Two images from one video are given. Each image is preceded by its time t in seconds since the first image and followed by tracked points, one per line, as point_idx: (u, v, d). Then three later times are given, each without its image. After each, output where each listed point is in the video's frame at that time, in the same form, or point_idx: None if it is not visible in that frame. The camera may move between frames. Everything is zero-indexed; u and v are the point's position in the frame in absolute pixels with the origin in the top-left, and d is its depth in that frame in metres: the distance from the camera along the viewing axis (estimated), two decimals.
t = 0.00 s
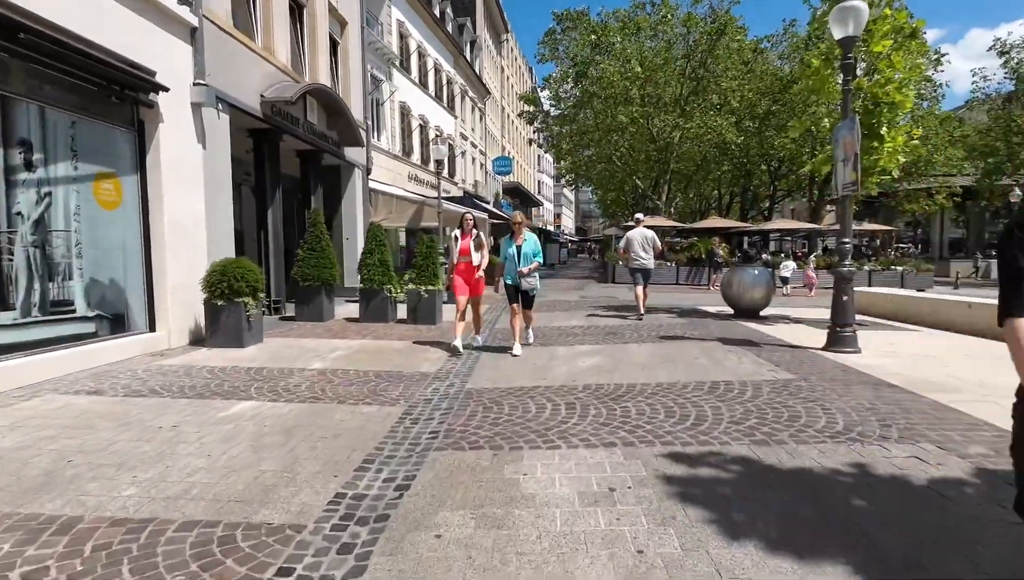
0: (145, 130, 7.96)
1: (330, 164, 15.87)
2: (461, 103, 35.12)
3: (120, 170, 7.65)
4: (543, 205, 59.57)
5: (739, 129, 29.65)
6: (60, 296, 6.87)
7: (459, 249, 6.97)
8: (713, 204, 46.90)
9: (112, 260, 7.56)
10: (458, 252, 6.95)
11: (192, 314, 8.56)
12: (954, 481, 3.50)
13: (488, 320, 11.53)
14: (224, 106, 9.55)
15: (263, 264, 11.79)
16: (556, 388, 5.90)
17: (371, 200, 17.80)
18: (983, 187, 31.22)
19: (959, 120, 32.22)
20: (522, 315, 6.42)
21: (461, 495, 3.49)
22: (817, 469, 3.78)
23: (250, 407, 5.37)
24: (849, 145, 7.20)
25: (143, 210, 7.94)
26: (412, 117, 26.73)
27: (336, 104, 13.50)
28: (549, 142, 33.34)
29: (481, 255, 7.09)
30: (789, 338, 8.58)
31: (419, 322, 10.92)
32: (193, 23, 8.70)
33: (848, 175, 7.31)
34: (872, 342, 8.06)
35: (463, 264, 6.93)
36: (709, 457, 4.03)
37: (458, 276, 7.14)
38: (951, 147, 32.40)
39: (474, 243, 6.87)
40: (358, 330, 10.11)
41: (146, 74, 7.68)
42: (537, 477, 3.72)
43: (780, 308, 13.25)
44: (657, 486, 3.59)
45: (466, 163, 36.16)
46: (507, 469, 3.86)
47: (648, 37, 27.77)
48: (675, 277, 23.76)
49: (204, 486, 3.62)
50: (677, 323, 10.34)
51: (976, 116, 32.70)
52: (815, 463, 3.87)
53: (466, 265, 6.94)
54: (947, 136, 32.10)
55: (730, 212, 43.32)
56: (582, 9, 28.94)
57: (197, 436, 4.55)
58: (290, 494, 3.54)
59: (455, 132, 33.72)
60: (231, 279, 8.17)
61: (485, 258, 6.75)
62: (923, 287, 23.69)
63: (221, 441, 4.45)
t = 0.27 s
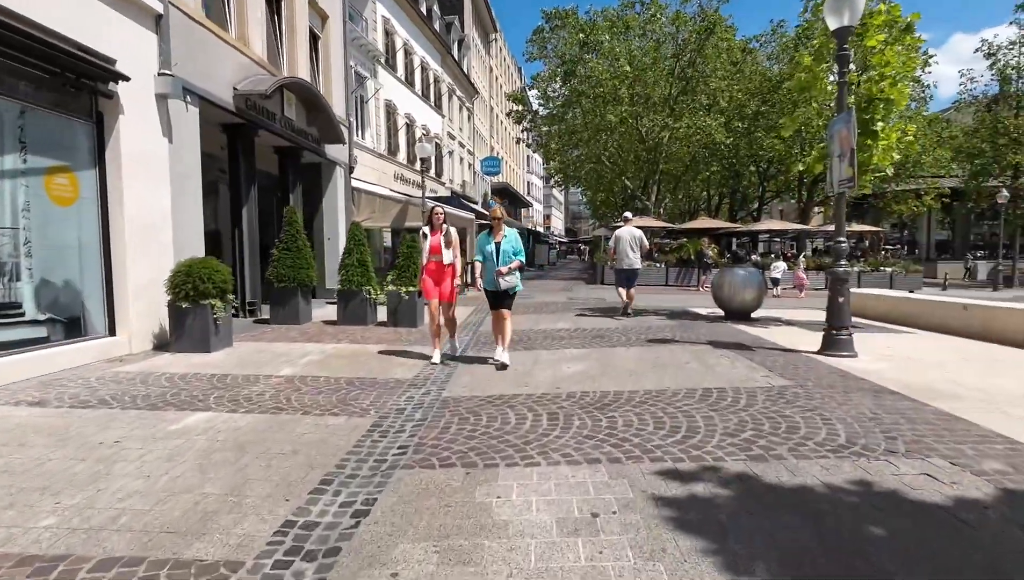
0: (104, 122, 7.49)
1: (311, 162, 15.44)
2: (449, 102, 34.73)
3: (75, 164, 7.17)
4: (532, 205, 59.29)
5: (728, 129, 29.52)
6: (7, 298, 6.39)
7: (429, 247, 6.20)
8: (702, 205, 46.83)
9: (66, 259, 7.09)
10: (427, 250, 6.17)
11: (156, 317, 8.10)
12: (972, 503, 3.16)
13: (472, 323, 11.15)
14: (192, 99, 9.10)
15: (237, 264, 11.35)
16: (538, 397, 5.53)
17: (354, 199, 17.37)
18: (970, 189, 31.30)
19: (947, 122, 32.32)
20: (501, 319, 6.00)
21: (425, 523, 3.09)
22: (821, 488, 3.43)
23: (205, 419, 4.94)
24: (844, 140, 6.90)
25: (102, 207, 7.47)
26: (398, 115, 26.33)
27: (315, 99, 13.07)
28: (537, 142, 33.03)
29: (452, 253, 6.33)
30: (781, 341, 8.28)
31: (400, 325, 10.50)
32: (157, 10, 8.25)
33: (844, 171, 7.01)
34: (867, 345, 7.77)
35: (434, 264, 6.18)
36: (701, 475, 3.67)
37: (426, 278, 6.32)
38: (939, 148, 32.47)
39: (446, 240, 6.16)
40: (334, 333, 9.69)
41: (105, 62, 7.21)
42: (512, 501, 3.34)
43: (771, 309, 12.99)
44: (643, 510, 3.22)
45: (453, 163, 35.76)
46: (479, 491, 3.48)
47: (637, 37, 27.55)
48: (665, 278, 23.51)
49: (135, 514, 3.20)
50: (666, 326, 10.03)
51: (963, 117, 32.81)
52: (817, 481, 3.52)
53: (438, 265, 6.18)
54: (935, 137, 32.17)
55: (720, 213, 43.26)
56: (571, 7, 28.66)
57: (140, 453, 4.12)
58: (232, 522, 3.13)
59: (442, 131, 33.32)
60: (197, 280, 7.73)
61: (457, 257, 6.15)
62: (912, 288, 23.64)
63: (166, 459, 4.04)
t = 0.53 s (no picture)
0: (56, 120, 6.99)
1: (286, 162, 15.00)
2: (432, 103, 34.33)
3: (23, 165, 6.67)
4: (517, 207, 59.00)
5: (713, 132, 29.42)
6: None
7: (395, 255, 5.67)
8: (688, 207, 46.87)
9: (11, 267, 6.59)
10: (396, 259, 5.62)
11: (111, 326, 7.62)
12: (985, 542, 2.86)
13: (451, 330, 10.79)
14: (153, 96, 8.64)
15: (205, 270, 10.93)
16: (512, 414, 5.19)
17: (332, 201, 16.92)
18: (952, 192, 31.56)
19: (929, 125, 32.53)
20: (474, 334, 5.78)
21: (376, 574, 2.73)
22: (818, 522, 3.13)
23: (149, 443, 4.53)
24: (835, 142, 6.66)
25: (51, 211, 6.98)
26: (379, 115, 25.90)
27: (288, 97, 12.65)
28: (522, 143, 32.73)
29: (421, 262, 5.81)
30: (768, 350, 8.02)
31: (375, 333, 10.11)
32: (115, 2, 7.80)
33: (834, 175, 6.76)
34: (856, 354, 7.52)
35: (401, 274, 5.66)
36: (687, 507, 3.34)
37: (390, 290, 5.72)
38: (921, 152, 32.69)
39: (414, 248, 5.70)
40: (306, 342, 9.27)
41: (56, 56, 6.74)
42: (477, 545, 2.98)
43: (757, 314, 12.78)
44: (622, 554, 2.87)
45: (438, 164, 35.37)
46: (440, 532, 3.11)
47: (622, 38, 27.36)
48: (650, 281, 23.34)
49: (46, 565, 2.80)
50: (650, 333, 9.75)
51: (945, 120, 33.05)
52: (813, 515, 3.21)
53: (409, 275, 5.67)
54: (917, 140, 32.39)
55: (705, 215, 43.29)
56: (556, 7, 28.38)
57: (69, 486, 3.71)
58: (154, 575, 2.74)
59: (426, 132, 32.90)
60: (154, 287, 7.26)
61: (428, 265, 5.75)
62: (896, 291, 23.66)
63: (96, 493, 3.63)
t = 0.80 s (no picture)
0: None
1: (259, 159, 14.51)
2: (415, 102, 33.90)
3: None
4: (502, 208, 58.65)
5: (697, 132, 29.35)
6: None
7: (353, 255, 5.26)
8: (672, 208, 46.90)
9: None
10: (354, 259, 5.20)
11: (59, 331, 7.13)
12: (998, 572, 2.56)
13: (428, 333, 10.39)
14: (108, 86, 8.16)
15: (169, 270, 10.47)
16: (485, 425, 4.84)
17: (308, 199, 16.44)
18: (931, 194, 31.84)
19: (909, 127, 32.79)
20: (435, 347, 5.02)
21: None
22: (814, 549, 2.82)
23: (81, 462, 4.10)
24: (823, 138, 6.42)
25: None
26: (359, 113, 25.43)
27: (258, 91, 12.18)
28: (505, 143, 32.41)
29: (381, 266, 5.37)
30: (754, 354, 7.75)
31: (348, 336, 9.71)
32: None
33: (822, 172, 6.49)
34: (845, 358, 7.27)
35: (360, 275, 5.22)
36: (670, 533, 3.01)
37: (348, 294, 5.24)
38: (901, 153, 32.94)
39: (375, 247, 5.29)
40: (273, 346, 8.82)
41: None
42: None
43: (741, 316, 12.57)
44: None
45: (420, 164, 34.92)
46: (392, 566, 2.75)
47: (606, 37, 27.15)
48: (634, 282, 23.13)
49: None
50: (634, 336, 9.45)
51: (924, 123, 33.35)
52: (808, 540, 2.90)
53: (369, 276, 5.24)
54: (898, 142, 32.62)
55: (689, 216, 43.31)
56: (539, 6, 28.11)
57: None
58: None
59: (408, 131, 32.44)
60: (105, 289, 6.79)
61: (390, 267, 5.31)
62: (878, 292, 23.70)
63: (5, 522, 3.20)
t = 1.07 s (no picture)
0: None
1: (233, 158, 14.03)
2: (398, 102, 33.43)
3: None
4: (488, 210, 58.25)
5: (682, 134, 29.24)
6: None
7: (303, 264, 4.61)
8: (657, 210, 46.87)
9: None
10: (303, 268, 4.57)
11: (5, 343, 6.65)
12: None
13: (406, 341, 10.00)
14: (62, 81, 7.69)
15: (133, 275, 9.99)
16: (458, 447, 4.48)
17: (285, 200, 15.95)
18: (914, 196, 32.04)
19: (892, 130, 33.00)
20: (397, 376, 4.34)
21: None
22: None
23: (5, 495, 3.67)
24: (814, 139, 6.16)
25: None
26: (341, 113, 24.94)
27: (230, 87, 11.71)
28: (490, 144, 32.05)
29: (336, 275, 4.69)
30: (743, 363, 7.47)
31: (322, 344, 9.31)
32: None
33: (813, 175, 6.22)
34: (836, 368, 7.02)
35: (311, 287, 4.59)
36: None
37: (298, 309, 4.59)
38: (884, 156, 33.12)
39: (327, 254, 4.62)
40: (242, 357, 8.39)
41: None
42: None
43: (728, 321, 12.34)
44: None
45: (404, 164, 34.45)
46: None
47: (592, 38, 26.90)
48: (620, 285, 22.90)
49: None
50: (620, 344, 9.13)
51: (907, 126, 33.58)
52: None
53: (320, 288, 4.61)
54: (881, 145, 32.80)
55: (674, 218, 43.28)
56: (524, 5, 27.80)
57: None
58: None
59: (391, 131, 31.96)
60: (54, 298, 6.33)
61: (344, 278, 4.62)
62: (862, 294, 23.72)
63: None
